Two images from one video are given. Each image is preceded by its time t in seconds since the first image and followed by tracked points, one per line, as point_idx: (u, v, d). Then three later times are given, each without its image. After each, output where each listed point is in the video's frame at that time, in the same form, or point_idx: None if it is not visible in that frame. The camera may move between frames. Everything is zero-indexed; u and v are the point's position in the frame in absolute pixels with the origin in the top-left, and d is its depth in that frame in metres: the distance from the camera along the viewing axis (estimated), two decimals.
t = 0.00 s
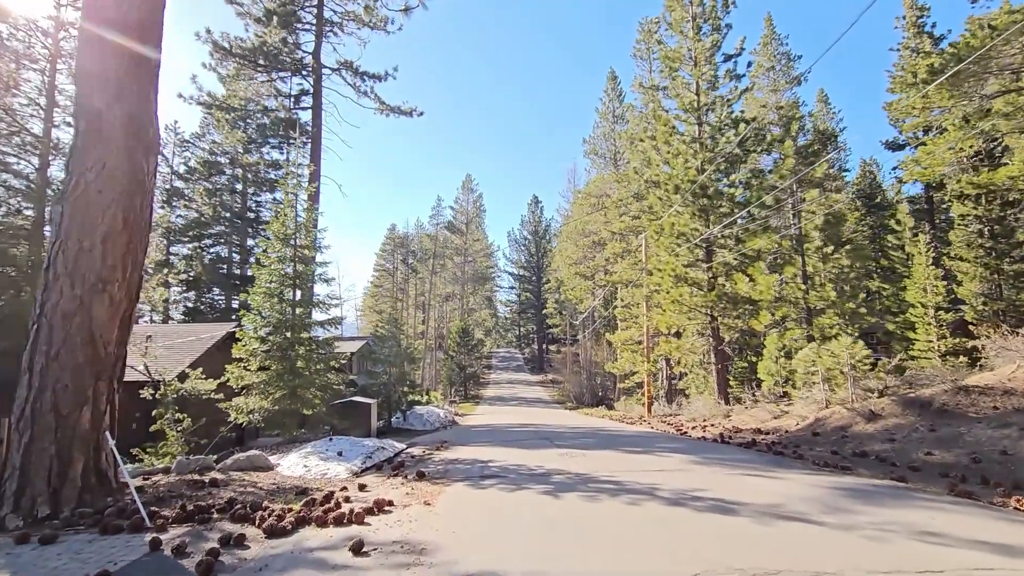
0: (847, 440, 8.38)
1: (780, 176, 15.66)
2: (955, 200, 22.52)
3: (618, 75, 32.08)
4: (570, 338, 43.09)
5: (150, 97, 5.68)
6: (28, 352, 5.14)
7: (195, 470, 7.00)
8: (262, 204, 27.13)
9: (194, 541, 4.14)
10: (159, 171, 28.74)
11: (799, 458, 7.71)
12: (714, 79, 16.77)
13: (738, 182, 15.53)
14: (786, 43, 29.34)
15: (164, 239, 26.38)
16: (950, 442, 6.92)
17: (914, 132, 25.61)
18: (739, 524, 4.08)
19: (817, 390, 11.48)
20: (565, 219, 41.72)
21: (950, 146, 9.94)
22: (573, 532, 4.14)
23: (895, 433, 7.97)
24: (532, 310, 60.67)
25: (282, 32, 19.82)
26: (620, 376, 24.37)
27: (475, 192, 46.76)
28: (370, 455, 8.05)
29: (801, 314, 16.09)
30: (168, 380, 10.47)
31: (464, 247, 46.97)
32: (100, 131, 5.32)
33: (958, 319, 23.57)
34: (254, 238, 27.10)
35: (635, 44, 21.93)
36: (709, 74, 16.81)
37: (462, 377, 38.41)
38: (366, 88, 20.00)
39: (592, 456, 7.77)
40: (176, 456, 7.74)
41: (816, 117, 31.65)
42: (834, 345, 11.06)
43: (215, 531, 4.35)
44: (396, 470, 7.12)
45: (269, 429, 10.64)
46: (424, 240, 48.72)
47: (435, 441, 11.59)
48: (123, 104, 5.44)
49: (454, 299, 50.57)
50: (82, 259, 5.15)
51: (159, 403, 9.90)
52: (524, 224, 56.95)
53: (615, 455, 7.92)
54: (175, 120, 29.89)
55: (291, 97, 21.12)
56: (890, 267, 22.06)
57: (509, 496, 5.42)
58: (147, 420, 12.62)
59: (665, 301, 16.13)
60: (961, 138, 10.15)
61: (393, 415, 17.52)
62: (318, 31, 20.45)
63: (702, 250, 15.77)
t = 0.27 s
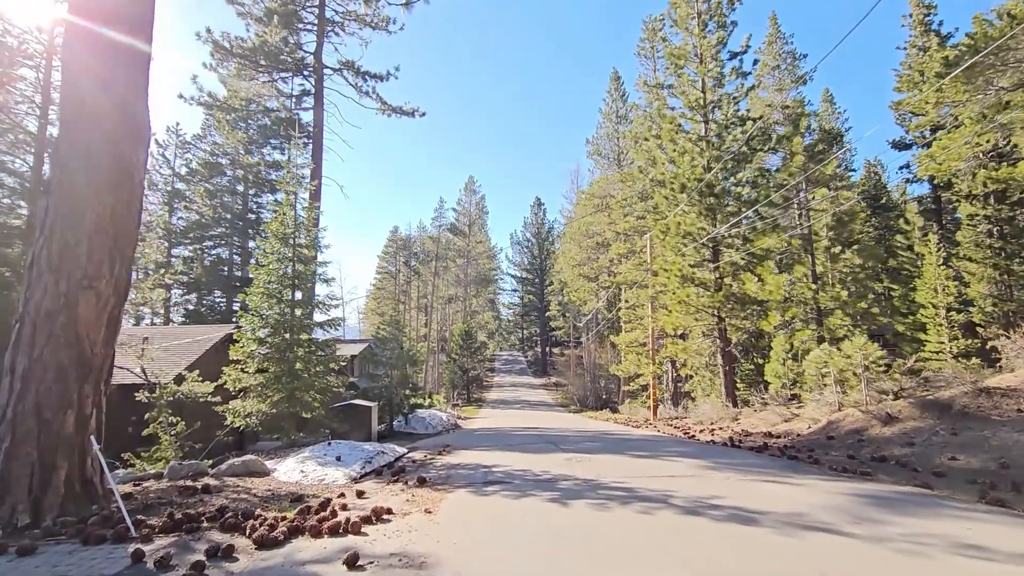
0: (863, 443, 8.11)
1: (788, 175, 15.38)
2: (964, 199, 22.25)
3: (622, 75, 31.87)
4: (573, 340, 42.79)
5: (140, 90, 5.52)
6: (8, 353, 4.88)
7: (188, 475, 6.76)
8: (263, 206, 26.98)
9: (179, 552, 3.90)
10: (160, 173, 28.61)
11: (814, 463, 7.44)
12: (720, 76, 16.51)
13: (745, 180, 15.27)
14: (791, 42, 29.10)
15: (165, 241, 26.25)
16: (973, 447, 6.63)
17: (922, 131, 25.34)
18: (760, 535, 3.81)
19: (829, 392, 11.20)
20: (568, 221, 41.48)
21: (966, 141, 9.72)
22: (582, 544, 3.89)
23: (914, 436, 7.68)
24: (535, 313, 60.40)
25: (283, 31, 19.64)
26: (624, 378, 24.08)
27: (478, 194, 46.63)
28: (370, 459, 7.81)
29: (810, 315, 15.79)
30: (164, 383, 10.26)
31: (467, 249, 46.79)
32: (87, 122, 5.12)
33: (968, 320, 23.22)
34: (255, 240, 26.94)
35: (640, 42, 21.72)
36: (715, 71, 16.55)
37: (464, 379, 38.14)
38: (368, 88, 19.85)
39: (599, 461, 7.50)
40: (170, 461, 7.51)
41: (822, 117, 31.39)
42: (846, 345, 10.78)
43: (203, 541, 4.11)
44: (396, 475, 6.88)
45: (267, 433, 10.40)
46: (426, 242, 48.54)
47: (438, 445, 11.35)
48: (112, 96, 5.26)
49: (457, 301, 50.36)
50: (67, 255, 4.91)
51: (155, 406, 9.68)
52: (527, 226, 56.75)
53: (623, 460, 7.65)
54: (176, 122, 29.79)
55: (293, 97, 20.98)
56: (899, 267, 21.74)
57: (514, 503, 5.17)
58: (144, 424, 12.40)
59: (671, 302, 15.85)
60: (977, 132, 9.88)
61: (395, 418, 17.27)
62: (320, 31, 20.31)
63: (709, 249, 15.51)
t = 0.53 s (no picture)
0: (880, 448, 7.83)
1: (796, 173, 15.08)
2: (973, 198, 21.92)
3: (625, 74, 31.60)
4: (576, 342, 42.51)
5: (129, 90, 5.32)
6: None
7: (181, 484, 6.52)
8: (264, 208, 26.80)
9: (162, 572, 3.65)
10: (161, 175, 28.48)
11: (830, 469, 7.16)
12: (726, 73, 16.16)
13: (752, 179, 14.99)
14: (796, 40, 28.78)
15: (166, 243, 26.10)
16: (998, 453, 6.35)
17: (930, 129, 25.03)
18: (785, 553, 3.53)
19: (841, 395, 10.92)
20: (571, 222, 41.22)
21: (983, 136, 9.48)
22: (593, 562, 3.62)
23: (934, 441, 7.40)
24: (538, 314, 60.15)
25: (283, 31, 19.40)
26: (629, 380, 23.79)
27: (481, 196, 46.44)
28: (369, 467, 7.57)
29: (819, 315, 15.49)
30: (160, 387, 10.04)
31: (469, 251, 46.56)
32: (72, 119, 4.88)
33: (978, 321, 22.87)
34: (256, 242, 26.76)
35: (643, 40, 21.44)
36: (721, 67, 16.23)
37: (467, 381, 37.90)
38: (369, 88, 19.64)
39: (607, 468, 7.23)
40: (164, 469, 7.28)
41: (827, 116, 31.07)
42: (859, 347, 10.49)
43: (189, 560, 3.86)
44: (396, 483, 6.64)
45: (265, 438, 10.16)
46: (429, 244, 48.33)
47: (440, 450, 11.10)
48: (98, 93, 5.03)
49: (460, 303, 50.14)
50: (49, 258, 4.68)
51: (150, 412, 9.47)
52: (530, 228, 56.51)
53: (631, 466, 7.39)
54: (177, 124, 29.65)
55: (294, 98, 20.79)
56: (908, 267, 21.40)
57: (519, 515, 4.90)
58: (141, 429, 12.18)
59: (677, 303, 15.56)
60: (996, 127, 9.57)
61: (397, 422, 17.02)
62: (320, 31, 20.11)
63: (716, 249, 15.23)
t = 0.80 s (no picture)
0: (893, 452, 7.56)
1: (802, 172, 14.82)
2: (979, 198, 21.70)
3: (626, 75, 31.42)
4: (578, 345, 42.25)
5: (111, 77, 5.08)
6: None
7: (167, 490, 6.24)
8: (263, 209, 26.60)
9: None
10: (159, 176, 28.30)
11: (843, 474, 6.89)
12: (730, 70, 15.91)
13: (757, 178, 14.73)
14: (799, 40, 28.54)
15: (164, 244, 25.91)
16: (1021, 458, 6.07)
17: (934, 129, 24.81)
18: (806, 566, 3.27)
19: (850, 397, 10.65)
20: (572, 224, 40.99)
21: (997, 130, 9.23)
22: None
23: (951, 446, 7.12)
24: (539, 316, 59.90)
25: (282, 29, 19.18)
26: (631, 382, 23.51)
27: (481, 197, 46.25)
28: (365, 471, 7.32)
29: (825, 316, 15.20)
30: (151, 390, 9.79)
31: (470, 252, 46.34)
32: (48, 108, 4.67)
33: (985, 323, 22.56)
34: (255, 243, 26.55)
35: (645, 39, 21.23)
36: (725, 64, 15.97)
37: (468, 384, 37.63)
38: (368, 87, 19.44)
39: (611, 473, 6.96)
40: (151, 474, 7.02)
41: (831, 116, 30.83)
42: (870, 348, 10.22)
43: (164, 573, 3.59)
44: (391, 489, 6.37)
45: (259, 442, 9.90)
46: (429, 245, 48.12)
47: (438, 454, 10.85)
48: (74, 79, 4.78)
49: (460, 305, 49.89)
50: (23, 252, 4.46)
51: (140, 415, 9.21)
52: (531, 230, 56.33)
53: (635, 471, 7.13)
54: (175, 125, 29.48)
55: (293, 98, 20.59)
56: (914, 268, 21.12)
57: (518, 524, 4.64)
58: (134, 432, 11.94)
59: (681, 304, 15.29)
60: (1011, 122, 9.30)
61: (396, 425, 16.74)
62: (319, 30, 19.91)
63: (720, 249, 14.97)
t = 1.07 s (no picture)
0: (905, 457, 7.31)
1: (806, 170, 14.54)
2: (984, 197, 21.44)
3: (627, 73, 31.17)
4: (578, 345, 41.99)
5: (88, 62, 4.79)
6: None
7: (151, 498, 5.97)
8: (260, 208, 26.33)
9: None
10: (156, 176, 28.04)
11: (855, 480, 6.64)
12: (732, 67, 15.64)
13: (759, 176, 14.48)
14: (801, 38, 28.28)
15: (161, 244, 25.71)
16: None
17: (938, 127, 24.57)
18: None
19: (858, 399, 10.40)
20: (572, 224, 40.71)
21: (1011, 125, 8.96)
22: None
23: (966, 450, 6.87)
24: (539, 317, 59.67)
25: (278, 25, 18.84)
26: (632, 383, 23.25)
27: (481, 197, 45.98)
28: (358, 477, 7.07)
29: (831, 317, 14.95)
30: (140, 392, 9.53)
31: (469, 253, 46.08)
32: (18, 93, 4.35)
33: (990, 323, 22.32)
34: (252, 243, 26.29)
35: (646, 36, 20.96)
36: (728, 59, 15.67)
37: (468, 385, 37.36)
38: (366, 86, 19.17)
39: (613, 478, 6.71)
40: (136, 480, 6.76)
41: (833, 115, 30.56)
42: (879, 348, 9.97)
43: None
44: (384, 496, 6.11)
45: (250, 446, 9.63)
46: (428, 246, 47.83)
47: (436, 457, 10.59)
48: (49, 64, 4.48)
49: (460, 305, 49.64)
50: None
51: (128, 418, 8.95)
52: (531, 230, 56.07)
53: (638, 476, 6.87)
54: (172, 124, 29.21)
55: (289, 96, 20.33)
56: (918, 267, 20.88)
57: (517, 535, 4.37)
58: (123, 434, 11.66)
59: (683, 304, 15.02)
60: None
61: (393, 427, 16.47)
62: (316, 27, 19.62)
63: (723, 248, 14.72)
